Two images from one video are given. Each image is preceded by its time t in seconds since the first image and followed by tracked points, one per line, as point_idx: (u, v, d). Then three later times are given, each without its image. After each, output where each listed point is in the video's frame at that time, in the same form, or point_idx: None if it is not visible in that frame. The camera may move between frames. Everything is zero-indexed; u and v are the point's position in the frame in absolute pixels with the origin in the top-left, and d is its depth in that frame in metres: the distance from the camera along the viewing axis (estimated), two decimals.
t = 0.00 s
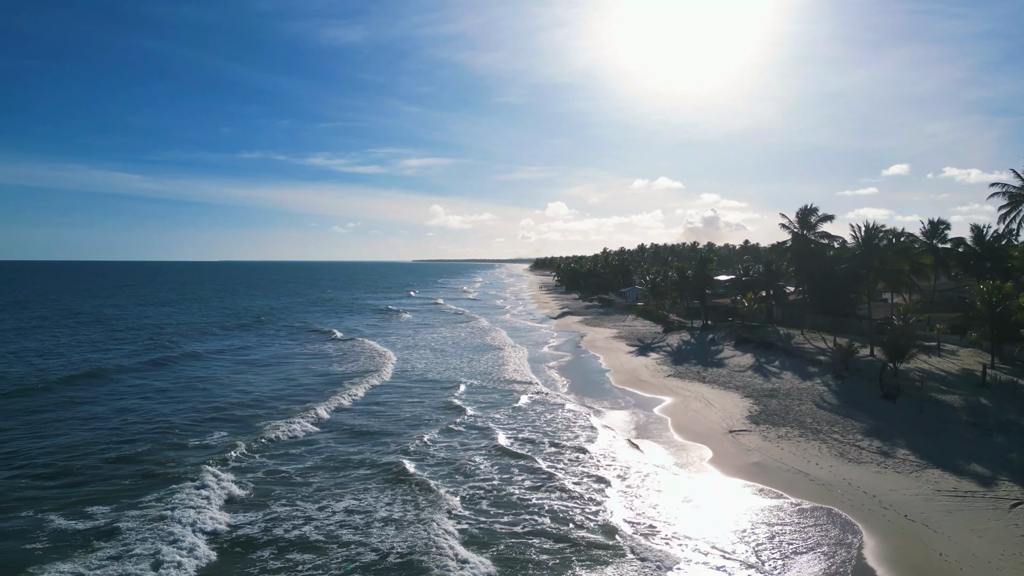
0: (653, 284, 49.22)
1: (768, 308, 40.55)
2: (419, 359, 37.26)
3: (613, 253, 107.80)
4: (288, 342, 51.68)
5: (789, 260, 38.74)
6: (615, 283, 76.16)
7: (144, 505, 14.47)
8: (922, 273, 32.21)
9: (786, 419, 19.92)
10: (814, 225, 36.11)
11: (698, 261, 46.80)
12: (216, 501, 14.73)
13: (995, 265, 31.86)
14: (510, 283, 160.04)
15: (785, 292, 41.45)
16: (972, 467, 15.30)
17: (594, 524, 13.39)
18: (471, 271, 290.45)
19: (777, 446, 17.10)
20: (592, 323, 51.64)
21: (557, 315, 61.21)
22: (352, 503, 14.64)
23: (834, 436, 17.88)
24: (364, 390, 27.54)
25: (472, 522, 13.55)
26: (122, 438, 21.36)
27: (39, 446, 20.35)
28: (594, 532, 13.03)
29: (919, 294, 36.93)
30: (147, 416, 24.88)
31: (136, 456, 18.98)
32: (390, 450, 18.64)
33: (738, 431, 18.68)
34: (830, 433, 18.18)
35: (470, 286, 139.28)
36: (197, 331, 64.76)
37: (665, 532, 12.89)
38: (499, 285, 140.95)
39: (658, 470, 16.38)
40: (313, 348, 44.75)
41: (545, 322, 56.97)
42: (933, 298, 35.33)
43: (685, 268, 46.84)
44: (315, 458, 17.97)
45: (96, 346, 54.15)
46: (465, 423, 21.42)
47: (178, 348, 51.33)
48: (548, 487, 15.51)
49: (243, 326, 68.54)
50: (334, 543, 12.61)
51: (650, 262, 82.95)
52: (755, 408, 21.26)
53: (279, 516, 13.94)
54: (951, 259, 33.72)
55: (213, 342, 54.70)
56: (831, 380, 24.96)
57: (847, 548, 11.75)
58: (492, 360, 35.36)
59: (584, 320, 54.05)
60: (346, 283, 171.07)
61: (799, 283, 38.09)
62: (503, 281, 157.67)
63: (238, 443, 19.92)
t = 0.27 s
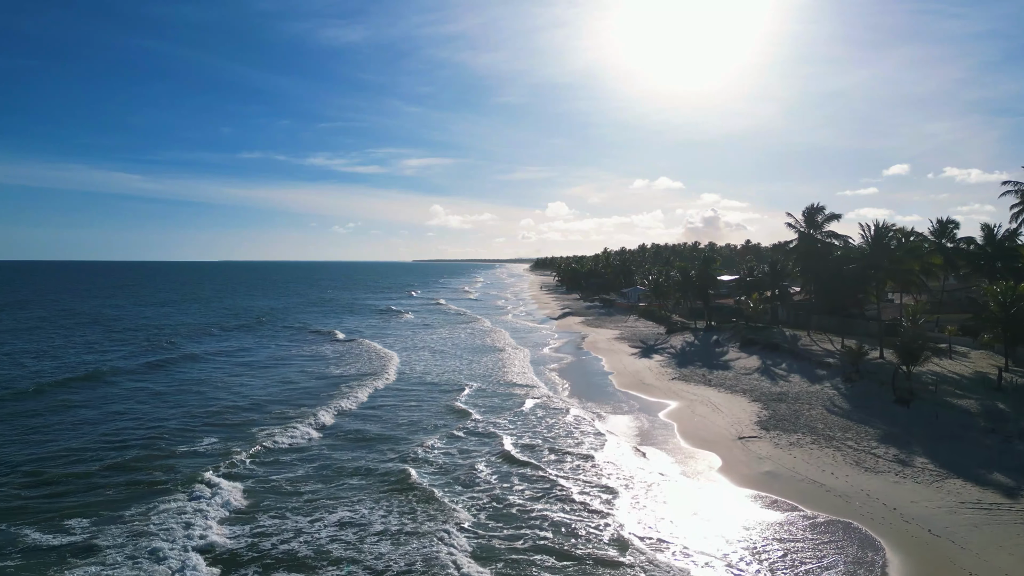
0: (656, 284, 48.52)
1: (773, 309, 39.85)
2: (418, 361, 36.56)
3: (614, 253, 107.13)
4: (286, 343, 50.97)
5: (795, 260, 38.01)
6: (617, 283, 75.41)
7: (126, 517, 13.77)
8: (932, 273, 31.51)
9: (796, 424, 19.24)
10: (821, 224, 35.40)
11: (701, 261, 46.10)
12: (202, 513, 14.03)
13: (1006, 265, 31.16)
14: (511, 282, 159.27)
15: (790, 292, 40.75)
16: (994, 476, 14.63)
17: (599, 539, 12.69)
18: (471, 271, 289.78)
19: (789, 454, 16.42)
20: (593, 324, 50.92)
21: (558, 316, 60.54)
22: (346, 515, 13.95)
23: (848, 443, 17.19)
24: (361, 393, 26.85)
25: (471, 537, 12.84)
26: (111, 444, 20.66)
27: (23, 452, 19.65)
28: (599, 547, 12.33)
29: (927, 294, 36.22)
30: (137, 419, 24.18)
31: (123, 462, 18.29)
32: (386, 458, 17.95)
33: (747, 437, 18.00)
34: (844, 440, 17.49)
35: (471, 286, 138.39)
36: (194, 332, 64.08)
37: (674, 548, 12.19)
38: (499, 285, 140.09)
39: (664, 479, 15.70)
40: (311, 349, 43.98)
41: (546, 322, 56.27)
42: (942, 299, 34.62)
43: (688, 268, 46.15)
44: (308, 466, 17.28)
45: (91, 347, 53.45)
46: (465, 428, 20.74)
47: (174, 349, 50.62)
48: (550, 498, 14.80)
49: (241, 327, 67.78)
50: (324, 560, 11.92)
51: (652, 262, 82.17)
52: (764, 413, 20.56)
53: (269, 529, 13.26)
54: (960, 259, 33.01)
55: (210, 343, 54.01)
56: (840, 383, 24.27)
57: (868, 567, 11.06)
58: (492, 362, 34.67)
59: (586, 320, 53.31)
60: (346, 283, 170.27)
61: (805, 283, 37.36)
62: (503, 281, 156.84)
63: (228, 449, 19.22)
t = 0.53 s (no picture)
0: (659, 285, 47.81)
1: (778, 309, 39.11)
2: (416, 362, 35.88)
3: (616, 253, 106.43)
4: (283, 345, 50.29)
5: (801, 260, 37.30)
6: (619, 283, 74.70)
7: (108, 530, 13.14)
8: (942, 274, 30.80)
9: (807, 431, 18.54)
10: (828, 223, 34.66)
11: (705, 261, 45.38)
12: (188, 526, 13.38)
13: (1019, 265, 30.42)
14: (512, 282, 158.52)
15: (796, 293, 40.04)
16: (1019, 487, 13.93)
17: (605, 555, 12.02)
18: (471, 271, 289.11)
19: (802, 462, 15.73)
20: (595, 325, 50.21)
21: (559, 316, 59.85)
22: (338, 528, 13.27)
23: (862, 451, 16.50)
24: (357, 397, 26.10)
25: (469, 554, 12.16)
26: (97, 450, 19.97)
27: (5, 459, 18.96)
28: (605, 564, 11.66)
29: (936, 296, 35.47)
30: (126, 424, 23.49)
31: (108, 470, 17.63)
32: (382, 465, 17.26)
33: (757, 444, 17.32)
34: (858, 448, 16.81)
35: (472, 286, 137.60)
36: (191, 333, 63.43)
37: (685, 566, 11.51)
38: (501, 285, 139.46)
39: (672, 489, 15.03)
40: (309, 351, 43.31)
41: (546, 323, 55.58)
42: (951, 299, 33.89)
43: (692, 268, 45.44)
44: (301, 474, 16.60)
45: (86, 349, 52.75)
46: (464, 435, 20.02)
47: (170, 350, 49.96)
48: (552, 509, 14.16)
49: (240, 328, 67.16)
50: None
51: (654, 262, 81.42)
52: (773, 419, 19.88)
53: (257, 545, 12.58)
54: (971, 259, 32.29)
55: (206, 345, 53.33)
56: (851, 387, 23.57)
57: None
58: (492, 364, 33.98)
59: (587, 321, 52.60)
60: (346, 284, 169.52)
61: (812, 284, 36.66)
62: (505, 281, 156.06)
63: (219, 456, 18.55)
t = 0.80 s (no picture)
0: (663, 285, 46.98)
1: (785, 310, 38.25)
2: (415, 365, 35.06)
3: (617, 253, 105.59)
4: (280, 347, 49.49)
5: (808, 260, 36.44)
6: (621, 284, 73.88)
7: (83, 549, 12.38)
8: (955, 274, 29.95)
9: (822, 438, 17.73)
10: (836, 221, 33.81)
11: (709, 261, 44.53)
12: (169, 544, 12.61)
13: None
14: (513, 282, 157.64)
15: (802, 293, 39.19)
16: None
17: None
18: (471, 271, 288.28)
19: (818, 473, 14.91)
20: (597, 326, 49.41)
21: (560, 317, 59.04)
22: (328, 546, 12.46)
23: (881, 461, 15.68)
24: (353, 402, 25.30)
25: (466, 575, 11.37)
26: (81, 458, 19.19)
27: None
28: None
29: (946, 296, 34.63)
30: (113, 430, 22.70)
31: (91, 480, 16.86)
32: (376, 476, 16.42)
33: (770, 453, 16.51)
34: (877, 458, 15.97)
35: (473, 287, 136.75)
36: (188, 334, 62.67)
37: None
38: (502, 286, 138.64)
39: (682, 501, 14.23)
40: (305, 353, 42.47)
41: (548, 324, 54.78)
42: (962, 300, 33.06)
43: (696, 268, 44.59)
44: (291, 485, 15.78)
45: (80, 350, 51.97)
46: (462, 443, 19.21)
47: (165, 352, 49.16)
48: (555, 524, 13.36)
49: (237, 329, 66.35)
50: None
51: (657, 263, 80.51)
52: (785, 426, 19.06)
53: (240, 565, 11.80)
54: (983, 259, 31.45)
55: (202, 347, 52.53)
56: (864, 391, 22.73)
57: None
58: (492, 367, 33.18)
59: (589, 322, 51.70)
60: (346, 284, 168.74)
61: (819, 284, 35.80)
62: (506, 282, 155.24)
63: (206, 466, 17.73)
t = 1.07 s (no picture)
0: (665, 286, 46.30)
1: (790, 311, 37.55)
2: (413, 366, 34.38)
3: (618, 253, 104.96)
4: (276, 349, 48.80)
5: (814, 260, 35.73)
6: (622, 284, 73.22)
7: (61, 567, 11.74)
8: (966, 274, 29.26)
9: (834, 445, 17.06)
10: (844, 220, 33.09)
11: (712, 261, 43.82)
12: (150, 562, 11.96)
13: None
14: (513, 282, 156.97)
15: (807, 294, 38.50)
16: None
17: None
18: (471, 271, 287.65)
19: (833, 483, 14.24)
20: (598, 327, 48.74)
21: (561, 317, 58.37)
22: (319, 563, 11.82)
23: (898, 470, 15.02)
24: (349, 406, 24.63)
25: None
26: (66, 466, 18.52)
27: None
28: None
29: (954, 297, 33.96)
30: (102, 436, 22.02)
31: (74, 490, 16.21)
32: (371, 484, 15.74)
33: (782, 461, 15.81)
34: (894, 467, 15.27)
35: (473, 287, 136.07)
36: (185, 336, 62.02)
37: None
38: (503, 286, 137.99)
39: (691, 514, 13.57)
40: (303, 354, 41.78)
41: (548, 325, 54.13)
42: (972, 301, 32.37)
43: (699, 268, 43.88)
44: (281, 495, 15.07)
45: (75, 352, 51.30)
46: (461, 449, 18.55)
47: (161, 355, 48.49)
48: (559, 539, 12.70)
49: (235, 330, 65.73)
50: None
51: (658, 262, 79.78)
52: (796, 432, 18.37)
53: None
54: (993, 259, 30.73)
55: (198, 349, 51.85)
56: (875, 396, 22.05)
57: None
58: (492, 369, 32.49)
59: (590, 323, 51.00)
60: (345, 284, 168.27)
61: (825, 284, 35.08)
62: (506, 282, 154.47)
63: (194, 474, 17.06)
